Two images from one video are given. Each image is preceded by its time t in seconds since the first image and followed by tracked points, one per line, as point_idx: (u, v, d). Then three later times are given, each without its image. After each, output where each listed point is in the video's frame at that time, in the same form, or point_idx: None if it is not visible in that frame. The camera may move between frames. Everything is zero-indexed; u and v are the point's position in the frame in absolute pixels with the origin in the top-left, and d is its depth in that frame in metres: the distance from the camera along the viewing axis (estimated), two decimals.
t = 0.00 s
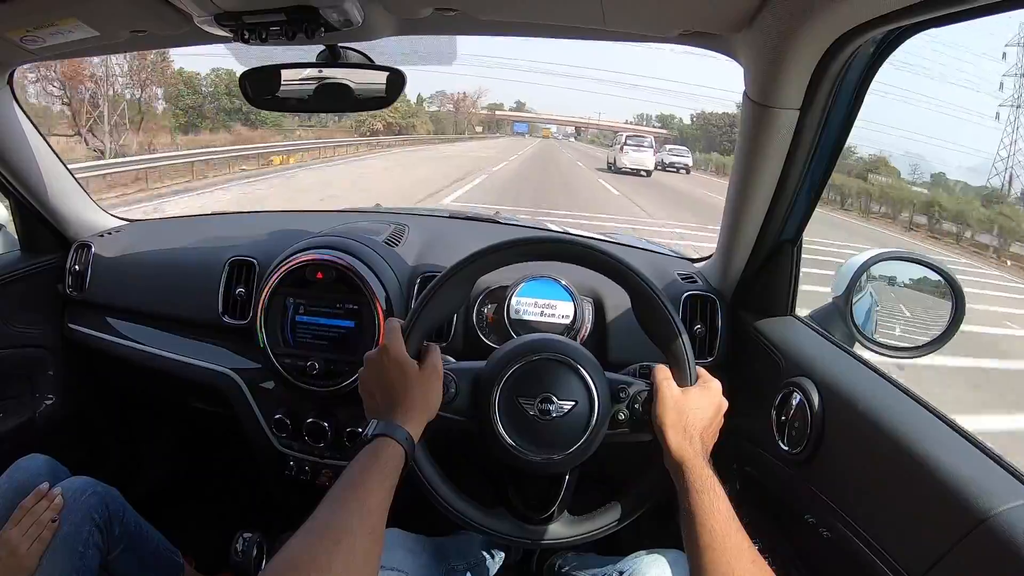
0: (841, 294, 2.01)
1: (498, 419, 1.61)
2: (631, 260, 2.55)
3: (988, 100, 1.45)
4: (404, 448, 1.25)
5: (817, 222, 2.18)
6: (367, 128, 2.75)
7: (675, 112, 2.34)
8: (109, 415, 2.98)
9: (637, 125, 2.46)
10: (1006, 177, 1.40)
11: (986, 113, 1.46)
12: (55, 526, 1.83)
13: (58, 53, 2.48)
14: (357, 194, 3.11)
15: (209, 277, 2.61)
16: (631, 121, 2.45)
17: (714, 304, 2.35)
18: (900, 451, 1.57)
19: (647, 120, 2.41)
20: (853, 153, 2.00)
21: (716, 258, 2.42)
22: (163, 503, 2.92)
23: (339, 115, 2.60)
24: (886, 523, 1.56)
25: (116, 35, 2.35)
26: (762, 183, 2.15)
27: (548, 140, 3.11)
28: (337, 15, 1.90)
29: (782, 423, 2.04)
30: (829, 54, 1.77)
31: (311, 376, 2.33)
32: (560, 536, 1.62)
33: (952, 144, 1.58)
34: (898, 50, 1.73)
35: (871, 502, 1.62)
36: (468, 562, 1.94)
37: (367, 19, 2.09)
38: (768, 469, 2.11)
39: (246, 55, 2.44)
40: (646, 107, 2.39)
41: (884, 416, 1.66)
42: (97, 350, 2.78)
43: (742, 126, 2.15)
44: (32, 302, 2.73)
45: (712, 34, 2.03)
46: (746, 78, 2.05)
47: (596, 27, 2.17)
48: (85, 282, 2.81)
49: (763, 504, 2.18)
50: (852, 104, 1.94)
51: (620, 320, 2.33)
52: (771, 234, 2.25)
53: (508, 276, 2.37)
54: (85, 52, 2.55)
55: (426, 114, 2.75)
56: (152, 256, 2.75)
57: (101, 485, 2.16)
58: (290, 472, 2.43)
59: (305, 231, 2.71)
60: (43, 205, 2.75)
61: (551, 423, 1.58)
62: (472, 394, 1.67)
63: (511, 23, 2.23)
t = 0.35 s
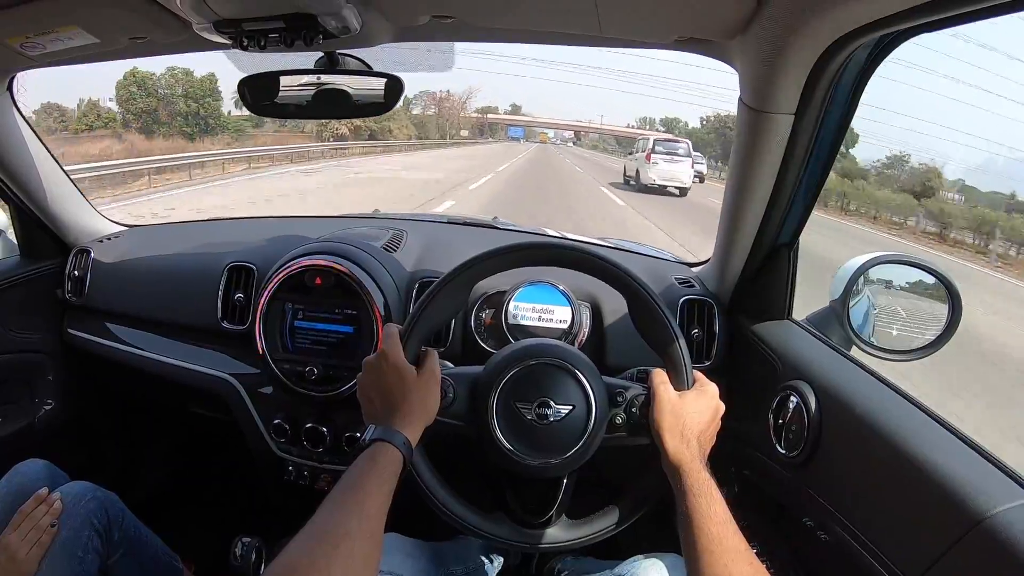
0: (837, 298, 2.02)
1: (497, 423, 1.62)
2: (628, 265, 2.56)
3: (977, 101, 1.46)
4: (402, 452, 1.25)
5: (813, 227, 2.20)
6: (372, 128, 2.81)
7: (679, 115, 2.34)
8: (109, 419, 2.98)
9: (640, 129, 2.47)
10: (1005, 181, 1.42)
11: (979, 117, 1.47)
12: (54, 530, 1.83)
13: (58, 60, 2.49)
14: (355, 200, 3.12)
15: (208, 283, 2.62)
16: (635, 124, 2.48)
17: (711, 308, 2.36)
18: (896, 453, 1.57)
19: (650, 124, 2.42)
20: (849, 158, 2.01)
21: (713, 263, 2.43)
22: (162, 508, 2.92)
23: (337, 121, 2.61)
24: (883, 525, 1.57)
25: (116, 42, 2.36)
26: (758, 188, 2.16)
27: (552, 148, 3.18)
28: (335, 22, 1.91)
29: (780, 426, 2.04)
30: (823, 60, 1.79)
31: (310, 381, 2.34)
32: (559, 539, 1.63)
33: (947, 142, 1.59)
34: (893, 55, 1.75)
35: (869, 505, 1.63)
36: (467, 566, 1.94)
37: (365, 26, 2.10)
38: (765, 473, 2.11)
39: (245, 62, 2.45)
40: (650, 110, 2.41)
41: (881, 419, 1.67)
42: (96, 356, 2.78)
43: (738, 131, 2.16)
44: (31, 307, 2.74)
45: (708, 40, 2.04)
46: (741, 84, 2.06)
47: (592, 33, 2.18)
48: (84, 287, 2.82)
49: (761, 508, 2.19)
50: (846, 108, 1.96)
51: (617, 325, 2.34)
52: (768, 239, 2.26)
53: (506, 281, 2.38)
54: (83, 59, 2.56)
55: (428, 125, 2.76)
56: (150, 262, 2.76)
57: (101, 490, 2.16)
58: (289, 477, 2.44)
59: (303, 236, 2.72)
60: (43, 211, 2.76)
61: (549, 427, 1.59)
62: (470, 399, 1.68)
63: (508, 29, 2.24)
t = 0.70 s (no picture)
0: (836, 299, 2.01)
1: (492, 426, 1.60)
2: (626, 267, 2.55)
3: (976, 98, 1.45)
4: (397, 456, 1.24)
5: (811, 228, 2.18)
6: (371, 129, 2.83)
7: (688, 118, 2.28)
8: (104, 422, 2.97)
9: (642, 130, 2.44)
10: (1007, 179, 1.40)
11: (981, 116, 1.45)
12: (48, 534, 1.81)
13: (53, 61, 2.48)
14: (350, 203, 3.10)
15: (203, 286, 2.60)
16: (637, 126, 2.45)
17: (709, 310, 2.35)
18: (896, 456, 1.56)
19: (654, 125, 2.39)
20: (847, 158, 2.00)
21: (710, 265, 2.42)
22: (158, 512, 2.90)
23: (332, 122, 2.59)
24: (884, 528, 1.55)
25: (110, 42, 2.35)
26: (756, 189, 2.15)
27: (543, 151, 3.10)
28: (329, 23, 1.90)
29: (778, 429, 2.03)
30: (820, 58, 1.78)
31: (305, 383, 2.32)
32: (555, 544, 1.61)
33: (946, 141, 1.57)
34: (890, 54, 1.73)
35: (868, 508, 1.61)
36: (462, 570, 1.92)
37: (360, 26, 2.09)
38: (763, 476, 2.10)
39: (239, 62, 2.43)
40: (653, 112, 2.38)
41: (880, 421, 1.65)
42: (91, 358, 2.77)
43: (735, 131, 2.15)
44: (26, 310, 2.72)
45: (705, 40, 2.03)
46: (738, 84, 2.05)
47: (588, 34, 2.17)
48: (79, 290, 2.80)
49: (760, 511, 2.17)
50: (844, 108, 1.95)
51: (614, 327, 2.33)
52: (765, 240, 2.25)
53: (502, 283, 2.36)
54: (77, 60, 2.55)
55: (425, 128, 2.74)
56: (145, 264, 2.75)
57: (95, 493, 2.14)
58: (284, 480, 2.42)
59: (299, 239, 2.71)
60: (37, 212, 2.74)
61: (544, 430, 1.57)
62: (465, 401, 1.67)
63: (503, 30, 2.23)
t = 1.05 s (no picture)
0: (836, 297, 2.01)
1: (493, 424, 1.61)
2: (626, 265, 2.55)
3: (974, 97, 1.46)
4: (398, 452, 1.25)
5: (811, 226, 2.19)
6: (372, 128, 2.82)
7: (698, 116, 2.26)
8: (105, 422, 2.97)
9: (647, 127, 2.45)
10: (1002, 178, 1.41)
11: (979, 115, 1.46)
12: (50, 533, 1.81)
13: (54, 61, 2.48)
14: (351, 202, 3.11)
15: (204, 285, 2.61)
16: (642, 123, 2.46)
17: (709, 308, 2.35)
18: (896, 453, 1.56)
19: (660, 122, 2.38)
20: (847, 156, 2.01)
21: (711, 263, 2.42)
22: (159, 511, 2.90)
23: (332, 121, 2.60)
24: (884, 524, 1.56)
25: (110, 42, 2.35)
26: (756, 187, 2.15)
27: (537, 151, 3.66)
28: (329, 22, 1.91)
29: (779, 426, 2.03)
30: (820, 58, 1.78)
31: (307, 383, 2.33)
32: (556, 542, 1.61)
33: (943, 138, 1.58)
34: (889, 53, 1.74)
35: (869, 505, 1.62)
36: (464, 568, 1.93)
37: (361, 25, 2.09)
38: (764, 473, 2.10)
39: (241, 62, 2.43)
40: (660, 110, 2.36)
41: (881, 418, 1.66)
42: (92, 358, 2.77)
43: (736, 130, 2.15)
44: (27, 310, 2.72)
45: (705, 38, 2.03)
46: (738, 82, 2.05)
47: (589, 33, 2.17)
48: (80, 290, 2.80)
49: (761, 508, 2.17)
50: (844, 107, 1.95)
51: (615, 325, 2.33)
52: (766, 238, 2.26)
53: (503, 281, 2.37)
54: (77, 60, 2.55)
55: (424, 120, 2.77)
56: (146, 264, 2.75)
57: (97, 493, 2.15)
58: (286, 479, 2.42)
59: (299, 238, 2.71)
60: (38, 213, 2.75)
61: (546, 429, 1.58)
62: (467, 399, 1.67)
63: (504, 29, 2.23)
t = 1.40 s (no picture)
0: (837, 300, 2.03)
1: (498, 424, 1.62)
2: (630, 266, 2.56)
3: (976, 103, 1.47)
4: (404, 450, 1.25)
5: (813, 229, 2.20)
6: (378, 129, 2.83)
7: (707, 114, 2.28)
8: (107, 420, 2.97)
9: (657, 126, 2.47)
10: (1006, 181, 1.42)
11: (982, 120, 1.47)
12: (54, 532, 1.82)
13: (61, 60, 2.49)
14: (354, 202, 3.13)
15: (209, 285, 2.62)
16: (652, 123, 2.46)
17: (712, 310, 2.37)
18: (896, 455, 1.58)
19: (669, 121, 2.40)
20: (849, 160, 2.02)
21: (713, 264, 2.44)
22: (161, 510, 2.91)
23: (337, 122, 2.61)
24: (885, 525, 1.57)
25: (117, 42, 2.36)
26: (759, 190, 2.17)
27: (535, 154, 3.90)
28: (337, 23, 1.92)
29: (780, 428, 2.05)
30: (823, 63, 1.80)
31: (311, 382, 2.34)
32: (559, 541, 1.62)
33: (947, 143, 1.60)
34: (891, 59, 1.76)
35: (870, 506, 1.63)
36: (467, 567, 1.94)
37: (367, 27, 2.11)
38: (765, 474, 2.12)
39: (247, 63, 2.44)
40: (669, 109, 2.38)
41: (882, 420, 1.67)
42: (96, 357, 2.78)
43: (739, 133, 2.16)
44: (31, 309, 2.73)
45: (709, 42, 2.05)
46: (742, 86, 2.07)
47: (594, 36, 2.19)
48: (84, 288, 2.81)
49: (762, 509, 2.19)
50: (846, 111, 1.97)
51: (618, 326, 2.35)
52: (768, 241, 2.27)
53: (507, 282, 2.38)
54: (83, 60, 2.56)
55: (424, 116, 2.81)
56: (150, 263, 2.76)
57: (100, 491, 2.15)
58: (290, 478, 2.43)
59: (304, 238, 2.72)
60: (43, 212, 2.75)
61: (550, 429, 1.59)
62: (472, 398, 1.69)
63: (509, 31, 2.25)
